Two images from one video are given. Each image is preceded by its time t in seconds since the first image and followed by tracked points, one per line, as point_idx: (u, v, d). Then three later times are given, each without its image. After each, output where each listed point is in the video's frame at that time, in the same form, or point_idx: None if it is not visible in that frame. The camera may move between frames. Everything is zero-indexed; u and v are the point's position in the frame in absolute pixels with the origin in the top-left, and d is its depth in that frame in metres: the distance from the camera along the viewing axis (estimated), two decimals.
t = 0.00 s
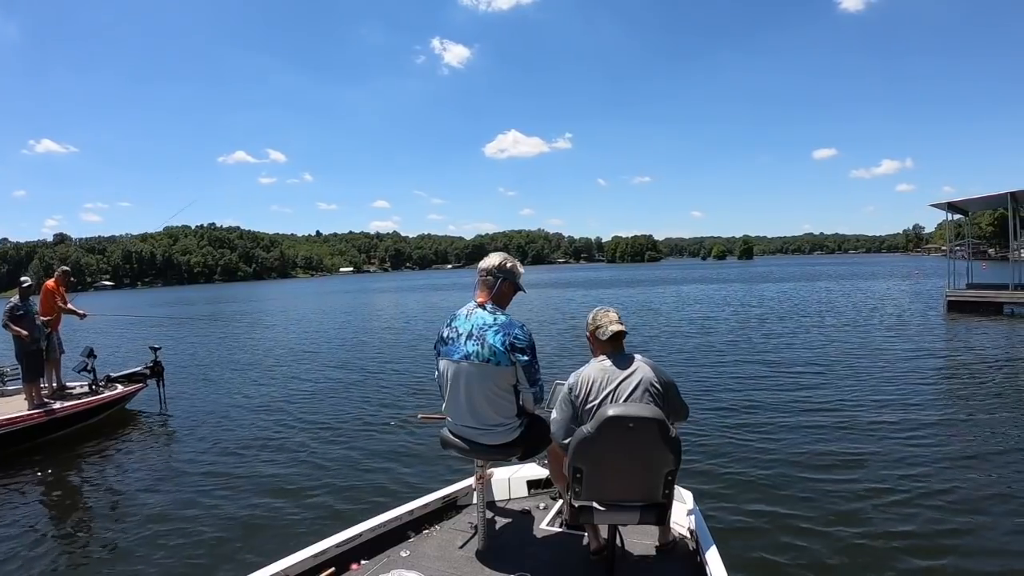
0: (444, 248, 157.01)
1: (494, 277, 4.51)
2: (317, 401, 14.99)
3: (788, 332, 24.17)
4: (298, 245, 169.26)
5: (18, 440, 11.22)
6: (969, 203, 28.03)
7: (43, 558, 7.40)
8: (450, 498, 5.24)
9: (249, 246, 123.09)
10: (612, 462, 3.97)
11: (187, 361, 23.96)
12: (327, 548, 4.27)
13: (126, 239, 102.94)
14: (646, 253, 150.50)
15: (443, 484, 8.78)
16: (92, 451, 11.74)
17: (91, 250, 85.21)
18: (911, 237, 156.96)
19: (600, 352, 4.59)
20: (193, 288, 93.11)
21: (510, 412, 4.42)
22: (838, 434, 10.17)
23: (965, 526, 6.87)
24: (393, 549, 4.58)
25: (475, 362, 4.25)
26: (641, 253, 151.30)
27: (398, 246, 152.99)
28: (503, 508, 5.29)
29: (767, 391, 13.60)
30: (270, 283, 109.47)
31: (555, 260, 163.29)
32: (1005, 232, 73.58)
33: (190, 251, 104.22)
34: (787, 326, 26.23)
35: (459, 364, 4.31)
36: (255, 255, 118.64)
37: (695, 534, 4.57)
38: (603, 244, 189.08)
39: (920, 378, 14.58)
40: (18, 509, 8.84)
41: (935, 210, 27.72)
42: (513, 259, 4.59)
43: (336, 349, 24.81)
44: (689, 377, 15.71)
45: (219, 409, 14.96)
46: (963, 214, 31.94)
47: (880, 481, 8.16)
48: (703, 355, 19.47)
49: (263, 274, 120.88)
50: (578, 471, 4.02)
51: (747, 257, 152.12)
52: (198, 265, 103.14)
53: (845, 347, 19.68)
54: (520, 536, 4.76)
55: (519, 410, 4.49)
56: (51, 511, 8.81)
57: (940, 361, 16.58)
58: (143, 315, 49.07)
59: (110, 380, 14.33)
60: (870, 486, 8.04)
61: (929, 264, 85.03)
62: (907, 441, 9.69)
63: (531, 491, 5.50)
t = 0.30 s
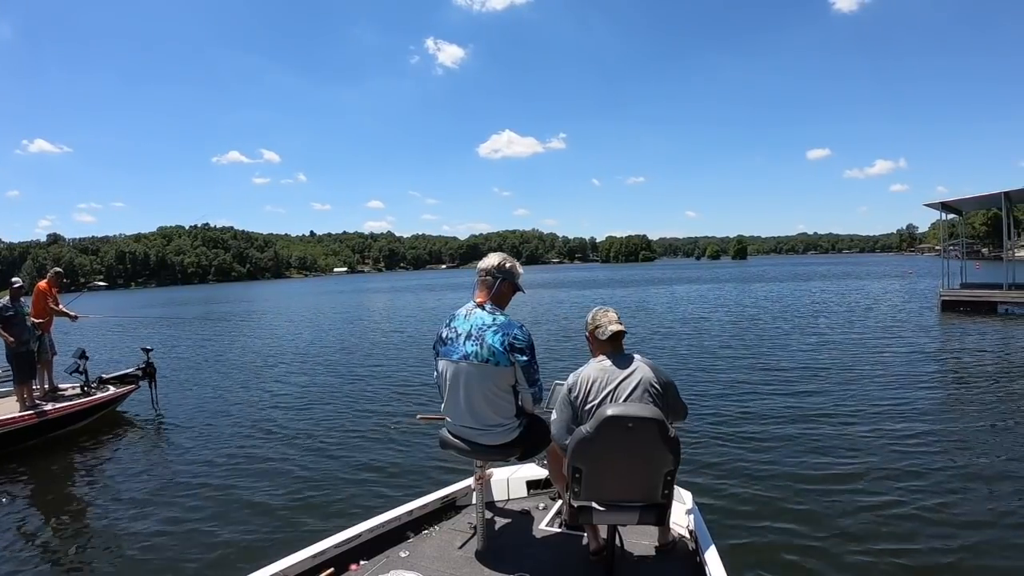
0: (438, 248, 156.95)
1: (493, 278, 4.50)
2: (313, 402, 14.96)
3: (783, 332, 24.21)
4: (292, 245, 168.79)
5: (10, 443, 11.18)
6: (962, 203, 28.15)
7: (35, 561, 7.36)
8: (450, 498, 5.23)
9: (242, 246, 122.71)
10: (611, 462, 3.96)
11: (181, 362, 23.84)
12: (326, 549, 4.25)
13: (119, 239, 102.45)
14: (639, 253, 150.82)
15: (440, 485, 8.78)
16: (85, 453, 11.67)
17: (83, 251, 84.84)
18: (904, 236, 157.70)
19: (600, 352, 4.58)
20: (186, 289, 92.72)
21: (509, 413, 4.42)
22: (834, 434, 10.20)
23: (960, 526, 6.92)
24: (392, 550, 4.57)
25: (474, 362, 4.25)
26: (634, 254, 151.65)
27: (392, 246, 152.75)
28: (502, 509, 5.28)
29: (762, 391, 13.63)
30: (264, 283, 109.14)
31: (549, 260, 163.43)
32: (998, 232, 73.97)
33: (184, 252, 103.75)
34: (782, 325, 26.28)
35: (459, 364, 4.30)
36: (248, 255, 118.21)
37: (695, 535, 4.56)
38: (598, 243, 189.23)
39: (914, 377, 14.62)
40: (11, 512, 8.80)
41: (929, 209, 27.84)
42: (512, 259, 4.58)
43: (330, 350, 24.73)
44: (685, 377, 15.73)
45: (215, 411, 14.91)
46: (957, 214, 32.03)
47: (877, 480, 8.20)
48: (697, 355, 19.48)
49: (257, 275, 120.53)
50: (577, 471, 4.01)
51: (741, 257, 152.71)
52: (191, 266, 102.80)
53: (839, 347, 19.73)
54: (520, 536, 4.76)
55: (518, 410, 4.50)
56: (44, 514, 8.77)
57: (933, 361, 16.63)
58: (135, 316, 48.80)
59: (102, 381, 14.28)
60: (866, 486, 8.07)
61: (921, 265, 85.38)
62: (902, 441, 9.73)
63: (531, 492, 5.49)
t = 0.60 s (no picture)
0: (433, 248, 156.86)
1: (494, 277, 4.50)
2: (310, 402, 14.96)
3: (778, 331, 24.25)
4: (287, 245, 168.51)
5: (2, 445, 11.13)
6: (956, 202, 28.25)
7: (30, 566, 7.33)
8: (450, 497, 5.23)
9: (237, 246, 122.47)
10: (611, 461, 3.96)
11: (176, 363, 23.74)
12: (326, 549, 4.25)
13: (113, 240, 102.13)
14: (634, 252, 151.08)
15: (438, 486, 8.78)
16: (78, 456, 11.63)
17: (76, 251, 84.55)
18: (898, 236, 158.18)
19: (600, 352, 4.58)
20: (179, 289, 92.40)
21: (510, 412, 4.42)
22: (831, 434, 10.23)
23: (957, 525, 6.94)
24: (392, 549, 4.57)
25: (475, 361, 4.25)
26: (629, 253, 151.86)
27: (387, 246, 152.63)
28: (503, 508, 5.28)
29: (758, 391, 13.66)
30: (259, 283, 108.83)
31: (544, 260, 163.50)
32: (991, 231, 74.21)
33: (178, 252, 103.34)
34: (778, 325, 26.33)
35: (459, 363, 4.30)
36: (242, 255, 117.85)
37: (695, 534, 4.57)
38: (593, 243, 189.25)
39: (909, 377, 14.67)
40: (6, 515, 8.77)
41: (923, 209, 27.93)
42: (512, 259, 4.59)
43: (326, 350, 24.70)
44: (681, 377, 15.75)
45: (211, 411, 14.87)
46: (951, 213, 32.13)
47: (874, 480, 8.22)
48: (693, 355, 19.48)
49: (252, 275, 120.33)
50: (578, 470, 4.02)
51: (735, 257, 153.11)
52: (185, 266, 102.55)
53: (834, 347, 19.78)
54: (520, 535, 4.76)
55: (519, 409, 4.50)
56: (38, 517, 8.74)
57: (929, 361, 16.69)
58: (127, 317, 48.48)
59: (95, 382, 14.24)
60: (864, 485, 8.10)
61: (915, 264, 85.64)
62: (899, 441, 9.76)
63: (531, 491, 5.50)
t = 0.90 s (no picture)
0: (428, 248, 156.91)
1: (494, 277, 4.50)
2: (306, 403, 14.94)
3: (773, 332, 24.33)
4: (282, 246, 168.26)
5: None
6: (950, 203, 28.34)
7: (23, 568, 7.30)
8: (450, 497, 5.23)
9: (231, 246, 122.17)
10: (611, 462, 3.95)
11: (171, 363, 23.66)
12: (326, 548, 4.24)
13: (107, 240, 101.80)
14: (629, 253, 151.46)
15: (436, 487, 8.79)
16: (71, 457, 11.60)
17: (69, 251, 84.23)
18: (893, 237, 158.73)
19: (600, 352, 4.58)
20: (172, 289, 92.11)
21: (510, 412, 4.42)
22: (827, 435, 10.27)
23: (954, 525, 6.99)
24: (393, 549, 4.57)
25: (475, 362, 4.24)
26: (624, 254, 152.34)
27: (382, 247, 152.54)
28: (503, 508, 5.28)
29: (754, 392, 13.71)
30: (253, 283, 108.61)
31: (540, 260, 163.64)
32: (985, 233, 74.56)
33: (172, 252, 103.05)
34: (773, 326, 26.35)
35: (460, 364, 4.30)
36: (237, 256, 117.61)
37: (696, 534, 4.57)
38: (585, 243, 189.39)
39: (904, 377, 14.74)
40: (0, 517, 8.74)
41: (918, 209, 28.09)
42: (513, 259, 4.58)
43: (321, 351, 24.67)
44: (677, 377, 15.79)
45: (208, 412, 14.84)
46: (946, 214, 32.28)
47: (871, 481, 8.26)
48: (688, 356, 19.49)
49: (246, 275, 120.07)
50: (577, 470, 4.02)
51: (730, 257, 153.65)
52: (180, 266, 102.24)
53: (830, 347, 19.85)
54: (520, 535, 4.76)
55: (519, 409, 4.50)
56: (32, 520, 8.72)
57: (924, 361, 16.77)
58: (120, 318, 48.29)
59: (88, 383, 14.22)
60: (862, 486, 8.12)
61: (909, 265, 85.97)
62: (895, 442, 9.80)
63: (531, 491, 5.50)
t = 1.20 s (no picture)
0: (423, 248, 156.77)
1: (494, 277, 4.50)
2: (302, 403, 14.93)
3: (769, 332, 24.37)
4: (277, 246, 167.84)
5: None
6: (946, 203, 28.44)
7: (18, 569, 7.29)
8: (450, 498, 5.22)
9: (226, 246, 121.83)
10: (612, 461, 3.96)
11: (166, 364, 23.59)
12: (326, 548, 4.24)
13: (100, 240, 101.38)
14: (624, 253, 151.60)
15: (434, 488, 8.80)
16: (64, 458, 11.56)
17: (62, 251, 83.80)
18: (887, 237, 159.15)
19: (600, 352, 4.58)
20: (166, 290, 91.79)
21: (510, 412, 4.42)
22: (824, 435, 10.30)
23: (950, 525, 7.02)
24: (393, 549, 4.57)
25: (475, 361, 4.24)
26: (619, 254, 152.49)
27: (377, 247, 152.33)
28: (503, 508, 5.28)
29: (750, 392, 13.74)
30: (249, 283, 108.37)
31: (535, 260, 163.58)
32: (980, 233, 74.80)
33: (167, 252, 102.76)
34: (769, 326, 26.41)
35: (460, 364, 4.29)
36: (232, 256, 117.27)
37: (696, 534, 4.57)
38: (581, 243, 189.43)
39: (900, 378, 14.79)
40: None
41: (913, 210, 28.19)
42: (513, 259, 4.59)
43: (317, 351, 24.63)
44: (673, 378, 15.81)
45: (204, 413, 14.80)
46: (941, 214, 32.40)
47: (868, 481, 8.29)
48: (683, 356, 19.51)
49: (241, 275, 119.71)
50: (578, 471, 4.02)
51: (726, 257, 153.96)
52: (174, 266, 101.93)
53: (825, 348, 19.91)
54: (521, 534, 4.76)
55: (519, 409, 4.50)
56: (28, 521, 8.69)
57: (918, 361, 16.85)
58: (112, 317, 48.09)
59: (81, 383, 14.18)
60: (859, 485, 8.15)
61: (903, 266, 86.21)
62: (892, 441, 9.84)
63: (531, 491, 5.50)
